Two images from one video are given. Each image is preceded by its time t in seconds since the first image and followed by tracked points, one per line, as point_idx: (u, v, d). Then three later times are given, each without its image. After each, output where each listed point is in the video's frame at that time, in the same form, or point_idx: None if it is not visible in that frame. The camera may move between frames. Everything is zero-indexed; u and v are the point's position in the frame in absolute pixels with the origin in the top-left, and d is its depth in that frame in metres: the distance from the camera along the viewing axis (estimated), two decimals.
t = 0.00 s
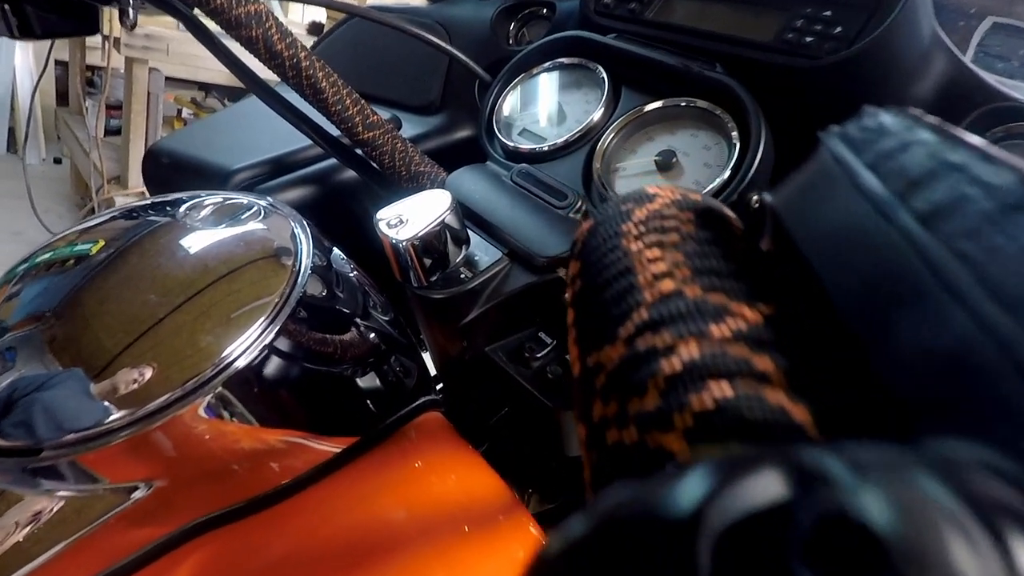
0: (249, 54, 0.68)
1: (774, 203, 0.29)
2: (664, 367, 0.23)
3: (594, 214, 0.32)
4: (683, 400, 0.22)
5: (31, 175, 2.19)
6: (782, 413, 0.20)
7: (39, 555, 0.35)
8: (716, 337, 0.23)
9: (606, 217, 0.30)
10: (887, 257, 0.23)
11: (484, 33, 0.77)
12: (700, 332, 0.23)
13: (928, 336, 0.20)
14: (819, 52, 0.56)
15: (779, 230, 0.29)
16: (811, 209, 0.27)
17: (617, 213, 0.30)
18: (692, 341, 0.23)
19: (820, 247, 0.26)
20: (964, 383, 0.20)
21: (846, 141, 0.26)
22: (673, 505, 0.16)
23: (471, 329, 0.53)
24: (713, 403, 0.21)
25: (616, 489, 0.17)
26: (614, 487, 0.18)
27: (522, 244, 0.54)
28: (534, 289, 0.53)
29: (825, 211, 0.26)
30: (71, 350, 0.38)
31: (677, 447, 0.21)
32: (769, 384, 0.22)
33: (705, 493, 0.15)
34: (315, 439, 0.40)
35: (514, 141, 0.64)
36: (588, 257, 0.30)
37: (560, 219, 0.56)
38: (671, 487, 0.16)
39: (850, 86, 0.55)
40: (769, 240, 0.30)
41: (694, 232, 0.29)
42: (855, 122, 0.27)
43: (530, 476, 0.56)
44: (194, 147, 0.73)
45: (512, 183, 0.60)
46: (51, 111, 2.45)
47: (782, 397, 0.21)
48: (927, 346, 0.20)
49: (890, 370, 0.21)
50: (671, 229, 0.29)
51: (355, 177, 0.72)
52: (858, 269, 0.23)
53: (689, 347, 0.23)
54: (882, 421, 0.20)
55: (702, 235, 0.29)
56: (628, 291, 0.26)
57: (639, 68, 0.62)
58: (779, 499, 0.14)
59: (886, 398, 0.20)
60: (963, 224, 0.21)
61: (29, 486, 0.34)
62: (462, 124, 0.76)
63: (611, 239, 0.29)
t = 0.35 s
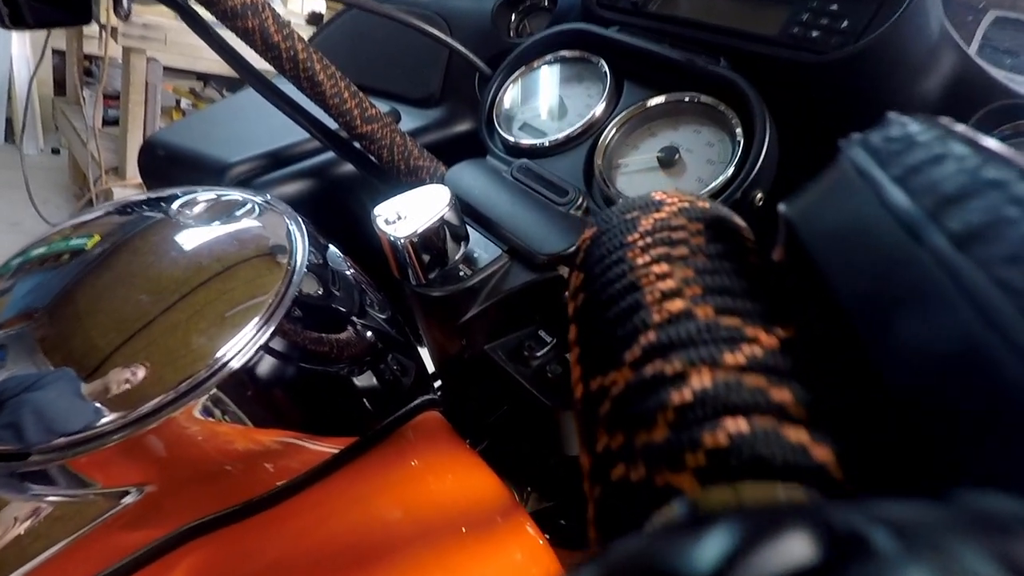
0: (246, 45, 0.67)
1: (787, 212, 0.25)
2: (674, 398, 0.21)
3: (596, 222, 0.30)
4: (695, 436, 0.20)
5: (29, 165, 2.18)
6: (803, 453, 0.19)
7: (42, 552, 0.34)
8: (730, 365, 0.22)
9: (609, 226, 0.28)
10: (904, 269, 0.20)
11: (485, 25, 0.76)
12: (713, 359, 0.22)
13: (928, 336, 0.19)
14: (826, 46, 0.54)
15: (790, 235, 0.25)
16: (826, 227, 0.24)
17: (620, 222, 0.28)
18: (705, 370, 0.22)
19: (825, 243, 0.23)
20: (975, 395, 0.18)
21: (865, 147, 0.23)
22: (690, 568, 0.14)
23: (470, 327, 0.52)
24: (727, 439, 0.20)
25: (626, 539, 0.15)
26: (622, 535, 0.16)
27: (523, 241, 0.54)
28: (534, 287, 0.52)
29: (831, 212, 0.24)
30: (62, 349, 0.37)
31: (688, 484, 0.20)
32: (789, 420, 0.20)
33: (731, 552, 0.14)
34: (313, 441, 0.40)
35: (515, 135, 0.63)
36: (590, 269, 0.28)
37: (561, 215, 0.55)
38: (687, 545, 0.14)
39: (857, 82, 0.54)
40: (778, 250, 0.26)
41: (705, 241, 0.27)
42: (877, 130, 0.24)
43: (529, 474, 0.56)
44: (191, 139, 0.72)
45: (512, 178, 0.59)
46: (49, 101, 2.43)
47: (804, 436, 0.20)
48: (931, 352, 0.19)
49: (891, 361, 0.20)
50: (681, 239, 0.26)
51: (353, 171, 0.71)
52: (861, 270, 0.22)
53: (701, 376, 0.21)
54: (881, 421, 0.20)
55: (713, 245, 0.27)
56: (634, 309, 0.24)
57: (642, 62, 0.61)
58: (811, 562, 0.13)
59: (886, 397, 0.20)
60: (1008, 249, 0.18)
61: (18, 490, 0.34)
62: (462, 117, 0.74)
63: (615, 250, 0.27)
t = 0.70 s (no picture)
0: (240, 32, 0.66)
1: (797, 216, 0.26)
2: (679, 424, 0.20)
3: (596, 223, 0.29)
4: (704, 468, 0.20)
5: (24, 153, 2.16)
6: (822, 489, 0.19)
7: (37, 549, 0.34)
8: (739, 386, 0.21)
9: (609, 229, 0.27)
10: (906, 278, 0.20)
11: (484, 11, 0.75)
12: (721, 379, 0.21)
13: (933, 341, 0.19)
14: (830, 36, 0.53)
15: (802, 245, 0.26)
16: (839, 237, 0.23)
17: (620, 224, 0.27)
18: (713, 390, 0.21)
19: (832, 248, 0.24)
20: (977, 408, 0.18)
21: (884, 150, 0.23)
22: None
23: (468, 320, 0.52)
24: (738, 472, 0.19)
25: None
26: None
27: (521, 233, 0.53)
28: (532, 280, 0.52)
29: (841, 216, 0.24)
30: (52, 345, 0.36)
31: (696, 519, 0.19)
32: (801, 450, 0.20)
33: None
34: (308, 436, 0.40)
35: (513, 125, 0.62)
36: (589, 274, 0.27)
37: (560, 207, 0.54)
38: None
39: (863, 73, 0.53)
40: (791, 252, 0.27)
41: (712, 247, 0.26)
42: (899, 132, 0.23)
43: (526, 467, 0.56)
44: (184, 128, 0.71)
45: (510, 169, 0.58)
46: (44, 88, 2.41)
47: (820, 468, 0.20)
48: (932, 356, 0.19)
49: (893, 362, 0.20)
50: (686, 244, 0.25)
51: (350, 161, 0.70)
52: (868, 276, 0.22)
53: (709, 397, 0.21)
54: (884, 421, 0.20)
55: (720, 251, 0.26)
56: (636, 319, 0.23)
57: (644, 51, 0.60)
58: None
59: (890, 397, 0.20)
60: None
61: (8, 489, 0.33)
62: (460, 105, 0.73)
63: (615, 255, 0.26)
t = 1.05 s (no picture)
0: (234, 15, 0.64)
1: (812, 238, 0.27)
2: (686, 478, 0.20)
3: (600, 234, 0.29)
4: (711, 532, 0.19)
5: (18, 132, 2.13)
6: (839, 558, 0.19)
7: (31, 545, 0.34)
8: (749, 437, 0.21)
9: (613, 245, 0.28)
10: (924, 291, 0.21)
11: None
12: (730, 428, 0.21)
13: (941, 345, 0.20)
14: (838, 28, 0.52)
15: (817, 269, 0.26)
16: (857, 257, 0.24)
17: (624, 240, 0.27)
18: (720, 440, 0.21)
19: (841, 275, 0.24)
20: (980, 417, 0.19)
21: (907, 172, 0.23)
22: None
23: (465, 314, 0.51)
24: (747, 537, 0.19)
25: None
26: None
27: (519, 227, 0.52)
28: (530, 274, 0.51)
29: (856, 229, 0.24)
30: (40, 340, 0.35)
31: None
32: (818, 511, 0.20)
33: None
34: (302, 432, 0.39)
35: (513, 115, 0.61)
36: (589, 290, 0.27)
37: (559, 200, 0.54)
38: None
39: (870, 67, 0.52)
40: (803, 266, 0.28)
41: (718, 271, 0.26)
42: (926, 155, 0.23)
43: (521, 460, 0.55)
44: (178, 112, 0.70)
45: (509, 161, 0.57)
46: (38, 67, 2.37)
47: (836, 532, 0.19)
48: (937, 359, 0.20)
49: (895, 363, 0.21)
50: (692, 269, 0.26)
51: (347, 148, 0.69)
52: (876, 283, 0.23)
53: (717, 447, 0.21)
54: (886, 422, 0.21)
55: (726, 277, 0.26)
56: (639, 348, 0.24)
57: (647, 41, 0.59)
58: None
59: (891, 398, 0.21)
60: None
61: None
62: (460, 93, 0.72)
63: (618, 275, 0.26)
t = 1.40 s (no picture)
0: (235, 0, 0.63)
1: (841, 255, 0.26)
2: (708, 526, 0.19)
3: (608, 245, 0.27)
4: None
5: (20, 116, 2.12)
6: None
7: (37, 536, 0.34)
8: (777, 484, 0.19)
9: (623, 258, 0.26)
10: (946, 297, 0.21)
11: None
12: (754, 471, 0.19)
13: (941, 344, 0.21)
14: (854, 19, 0.50)
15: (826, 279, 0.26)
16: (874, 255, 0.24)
17: (636, 254, 0.26)
18: (744, 484, 0.19)
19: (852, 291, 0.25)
20: (980, 417, 0.19)
21: (947, 192, 0.23)
22: None
23: (468, 308, 0.50)
24: None
25: None
26: None
27: (523, 220, 0.51)
28: (536, 267, 0.50)
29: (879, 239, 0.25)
30: (38, 333, 0.35)
31: None
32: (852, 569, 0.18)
33: None
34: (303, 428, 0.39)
35: (518, 105, 0.60)
36: (598, 307, 0.25)
37: (564, 193, 0.53)
38: None
39: (884, 59, 0.50)
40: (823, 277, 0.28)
41: (738, 292, 0.24)
42: (968, 173, 0.24)
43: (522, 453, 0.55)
44: (178, 100, 0.69)
45: (514, 152, 0.56)
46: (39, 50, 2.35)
47: None
48: (942, 360, 0.21)
49: (902, 367, 0.22)
50: (711, 290, 0.24)
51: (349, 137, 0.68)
52: (884, 288, 0.23)
53: (741, 492, 0.19)
54: (894, 426, 0.21)
55: (746, 298, 0.24)
56: (655, 375, 0.22)
57: (656, 30, 0.57)
58: None
59: (900, 402, 0.21)
60: None
61: None
62: (464, 81, 0.71)
63: (630, 292, 0.24)
